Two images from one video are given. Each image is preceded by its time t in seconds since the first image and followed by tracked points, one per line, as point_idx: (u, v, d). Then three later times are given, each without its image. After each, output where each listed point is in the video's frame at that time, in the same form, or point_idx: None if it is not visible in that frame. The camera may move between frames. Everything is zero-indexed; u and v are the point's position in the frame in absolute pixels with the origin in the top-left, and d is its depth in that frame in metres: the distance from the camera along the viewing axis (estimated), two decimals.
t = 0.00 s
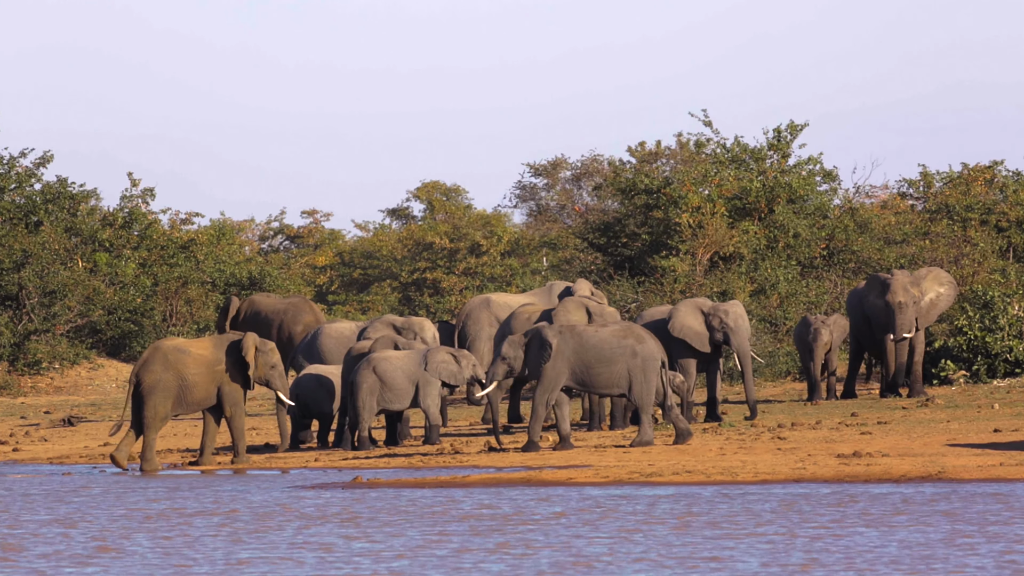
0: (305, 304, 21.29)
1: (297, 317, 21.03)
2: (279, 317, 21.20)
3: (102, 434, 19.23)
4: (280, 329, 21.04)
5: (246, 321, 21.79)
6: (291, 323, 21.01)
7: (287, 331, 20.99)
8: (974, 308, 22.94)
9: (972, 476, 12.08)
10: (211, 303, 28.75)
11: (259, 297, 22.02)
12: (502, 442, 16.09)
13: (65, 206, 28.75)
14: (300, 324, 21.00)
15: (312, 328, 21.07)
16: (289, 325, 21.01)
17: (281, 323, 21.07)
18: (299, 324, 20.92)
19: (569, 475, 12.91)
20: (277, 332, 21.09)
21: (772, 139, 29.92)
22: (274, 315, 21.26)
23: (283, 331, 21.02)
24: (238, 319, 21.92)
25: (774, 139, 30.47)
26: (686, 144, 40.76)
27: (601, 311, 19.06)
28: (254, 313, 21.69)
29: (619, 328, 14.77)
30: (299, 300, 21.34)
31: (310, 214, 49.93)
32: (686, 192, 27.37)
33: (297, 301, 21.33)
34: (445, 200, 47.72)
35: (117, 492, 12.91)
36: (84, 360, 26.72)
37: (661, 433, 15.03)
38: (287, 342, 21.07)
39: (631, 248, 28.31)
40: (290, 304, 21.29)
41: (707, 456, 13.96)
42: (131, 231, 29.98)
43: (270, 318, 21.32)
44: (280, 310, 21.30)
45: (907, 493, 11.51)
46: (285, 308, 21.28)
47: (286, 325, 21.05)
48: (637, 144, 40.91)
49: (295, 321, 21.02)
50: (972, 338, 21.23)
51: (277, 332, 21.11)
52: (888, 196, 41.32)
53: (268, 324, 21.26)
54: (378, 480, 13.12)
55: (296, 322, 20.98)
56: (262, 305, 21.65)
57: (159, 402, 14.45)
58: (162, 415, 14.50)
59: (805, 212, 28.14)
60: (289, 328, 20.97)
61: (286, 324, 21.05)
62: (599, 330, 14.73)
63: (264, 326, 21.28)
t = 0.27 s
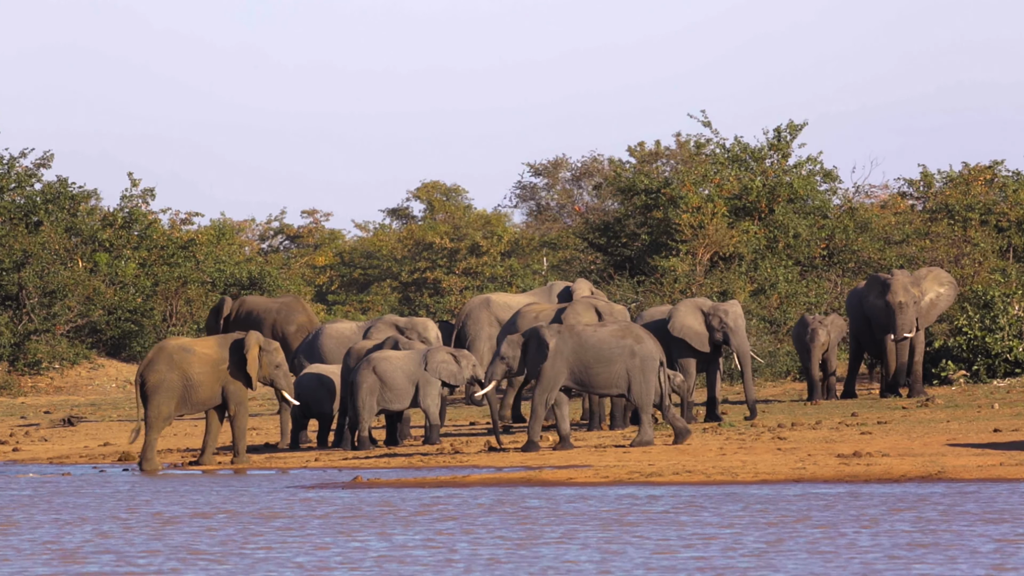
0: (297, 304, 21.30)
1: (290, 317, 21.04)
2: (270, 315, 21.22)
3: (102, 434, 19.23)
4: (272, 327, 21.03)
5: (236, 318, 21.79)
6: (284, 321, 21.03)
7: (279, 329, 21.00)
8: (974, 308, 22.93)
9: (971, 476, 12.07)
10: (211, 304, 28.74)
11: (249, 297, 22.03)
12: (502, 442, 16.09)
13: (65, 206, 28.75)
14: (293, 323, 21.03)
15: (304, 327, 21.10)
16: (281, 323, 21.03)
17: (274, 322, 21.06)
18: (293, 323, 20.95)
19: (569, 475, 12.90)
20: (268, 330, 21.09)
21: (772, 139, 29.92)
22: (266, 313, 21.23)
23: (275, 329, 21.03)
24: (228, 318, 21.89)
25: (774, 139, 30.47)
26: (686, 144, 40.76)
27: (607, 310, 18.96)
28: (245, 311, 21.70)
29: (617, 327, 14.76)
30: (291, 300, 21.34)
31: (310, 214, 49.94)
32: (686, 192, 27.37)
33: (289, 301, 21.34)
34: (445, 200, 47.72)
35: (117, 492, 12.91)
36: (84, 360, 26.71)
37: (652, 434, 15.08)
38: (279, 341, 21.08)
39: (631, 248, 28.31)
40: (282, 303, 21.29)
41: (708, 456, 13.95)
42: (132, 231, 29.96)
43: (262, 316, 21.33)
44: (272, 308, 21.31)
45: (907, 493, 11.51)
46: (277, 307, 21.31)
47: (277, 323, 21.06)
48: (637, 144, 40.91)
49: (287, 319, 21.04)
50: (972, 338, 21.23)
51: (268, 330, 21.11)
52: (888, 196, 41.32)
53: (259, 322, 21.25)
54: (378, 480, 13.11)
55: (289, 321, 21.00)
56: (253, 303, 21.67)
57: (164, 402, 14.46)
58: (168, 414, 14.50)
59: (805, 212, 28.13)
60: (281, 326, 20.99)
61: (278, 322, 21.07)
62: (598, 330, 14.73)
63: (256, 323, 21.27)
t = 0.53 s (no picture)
0: (292, 305, 21.35)
1: (286, 318, 21.08)
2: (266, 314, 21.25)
3: (102, 434, 19.24)
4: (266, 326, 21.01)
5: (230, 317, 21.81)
6: (279, 322, 21.06)
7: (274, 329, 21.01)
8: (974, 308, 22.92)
9: (971, 476, 12.07)
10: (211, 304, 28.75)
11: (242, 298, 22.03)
12: (502, 442, 16.09)
13: (65, 206, 28.76)
14: (289, 323, 21.07)
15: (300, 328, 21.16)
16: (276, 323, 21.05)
17: (270, 322, 21.07)
18: (289, 324, 20.97)
19: (569, 475, 12.90)
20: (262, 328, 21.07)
21: (772, 139, 29.92)
22: (262, 313, 21.24)
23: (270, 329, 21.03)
24: (221, 318, 21.87)
25: (774, 139, 30.46)
26: (686, 144, 40.76)
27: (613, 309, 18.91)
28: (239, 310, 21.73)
29: (615, 327, 14.80)
30: (286, 301, 21.38)
31: (310, 214, 49.94)
32: (686, 192, 27.36)
33: (284, 301, 21.38)
34: (445, 200, 47.72)
35: (118, 492, 12.91)
36: (84, 360, 26.70)
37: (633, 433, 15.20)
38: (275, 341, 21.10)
39: (632, 248, 28.32)
40: (277, 303, 21.34)
41: (707, 456, 13.95)
42: (131, 231, 29.95)
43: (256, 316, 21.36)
44: (267, 308, 21.37)
45: (907, 492, 11.50)
46: (273, 307, 21.36)
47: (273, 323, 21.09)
48: (636, 144, 40.91)
49: (282, 318, 21.09)
50: (972, 338, 21.22)
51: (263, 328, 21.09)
52: (888, 196, 41.31)
53: (254, 322, 21.25)
54: (378, 480, 13.11)
55: (285, 321, 21.02)
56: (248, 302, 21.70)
57: (168, 401, 14.48)
58: (172, 414, 14.52)
59: (805, 211, 28.12)
60: (276, 325, 21.00)
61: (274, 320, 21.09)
62: (596, 330, 14.76)
63: (250, 323, 21.26)
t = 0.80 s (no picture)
0: (288, 306, 21.33)
1: (281, 317, 21.04)
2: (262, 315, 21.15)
3: (102, 434, 19.23)
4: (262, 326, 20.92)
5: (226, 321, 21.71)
6: (276, 322, 20.99)
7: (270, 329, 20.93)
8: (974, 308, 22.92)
9: (971, 476, 12.07)
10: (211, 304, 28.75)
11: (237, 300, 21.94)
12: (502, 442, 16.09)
13: (65, 206, 28.74)
14: (285, 324, 20.99)
15: (295, 328, 21.09)
16: (272, 324, 20.97)
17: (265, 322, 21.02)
18: (284, 323, 20.90)
19: (569, 475, 12.90)
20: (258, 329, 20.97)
21: (772, 139, 29.93)
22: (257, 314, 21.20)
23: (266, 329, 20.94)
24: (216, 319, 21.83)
25: (774, 139, 30.47)
26: (686, 144, 40.77)
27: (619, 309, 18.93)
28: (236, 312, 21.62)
29: (610, 326, 14.76)
30: (281, 302, 21.37)
31: (310, 214, 49.95)
32: (687, 192, 27.36)
33: (279, 303, 21.36)
34: (446, 200, 47.72)
35: (118, 492, 12.91)
36: (84, 360, 26.69)
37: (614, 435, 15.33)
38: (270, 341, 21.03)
39: (632, 248, 28.32)
40: (272, 305, 21.31)
41: (707, 456, 13.95)
42: (131, 231, 29.95)
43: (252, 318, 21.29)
44: (262, 309, 21.28)
45: (907, 492, 11.50)
46: (268, 308, 21.27)
47: (269, 323, 21.00)
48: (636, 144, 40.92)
49: (278, 319, 21.02)
50: (972, 338, 21.22)
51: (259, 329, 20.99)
52: (888, 196, 41.31)
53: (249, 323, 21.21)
54: (378, 480, 13.11)
55: (281, 321, 20.97)
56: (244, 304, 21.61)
57: (172, 401, 14.45)
58: (176, 414, 14.49)
59: (804, 211, 28.12)
60: (272, 325, 20.92)
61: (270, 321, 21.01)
62: (590, 330, 14.74)
63: (245, 324, 21.20)
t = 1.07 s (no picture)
0: (282, 308, 21.35)
1: (276, 319, 21.07)
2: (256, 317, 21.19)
3: (102, 434, 19.23)
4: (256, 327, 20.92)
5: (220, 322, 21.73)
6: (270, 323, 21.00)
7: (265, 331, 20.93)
8: (974, 308, 22.92)
9: (971, 476, 12.07)
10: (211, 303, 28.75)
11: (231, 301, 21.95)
12: (502, 442, 16.08)
13: (65, 206, 28.73)
14: (280, 325, 21.01)
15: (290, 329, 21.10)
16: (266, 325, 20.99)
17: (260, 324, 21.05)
18: (280, 324, 20.93)
19: (569, 475, 12.90)
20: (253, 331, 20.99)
21: (772, 139, 29.93)
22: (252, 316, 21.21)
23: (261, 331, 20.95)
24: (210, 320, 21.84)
25: (774, 139, 30.47)
26: (686, 144, 40.77)
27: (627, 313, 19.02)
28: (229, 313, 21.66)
29: (599, 327, 14.75)
30: (274, 303, 21.40)
31: (310, 214, 49.96)
32: (687, 192, 27.35)
33: (273, 304, 21.39)
34: (446, 200, 47.72)
35: (118, 492, 12.91)
36: (84, 360, 26.69)
37: (593, 438, 15.22)
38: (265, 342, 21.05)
39: (631, 248, 28.32)
40: (267, 307, 21.33)
41: (707, 456, 13.95)
42: (131, 231, 29.95)
43: (247, 320, 21.31)
44: (256, 311, 21.32)
45: (907, 493, 11.50)
46: (263, 310, 21.30)
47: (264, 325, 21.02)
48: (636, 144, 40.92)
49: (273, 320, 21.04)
50: (972, 338, 21.21)
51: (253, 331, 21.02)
52: (888, 197, 41.31)
53: (244, 325, 21.22)
54: (378, 480, 13.10)
55: (276, 323, 20.98)
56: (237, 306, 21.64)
57: (176, 402, 14.45)
58: (180, 415, 14.50)
59: (804, 211, 28.12)
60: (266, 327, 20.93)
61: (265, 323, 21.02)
62: (579, 330, 14.72)
63: (240, 326, 21.23)
